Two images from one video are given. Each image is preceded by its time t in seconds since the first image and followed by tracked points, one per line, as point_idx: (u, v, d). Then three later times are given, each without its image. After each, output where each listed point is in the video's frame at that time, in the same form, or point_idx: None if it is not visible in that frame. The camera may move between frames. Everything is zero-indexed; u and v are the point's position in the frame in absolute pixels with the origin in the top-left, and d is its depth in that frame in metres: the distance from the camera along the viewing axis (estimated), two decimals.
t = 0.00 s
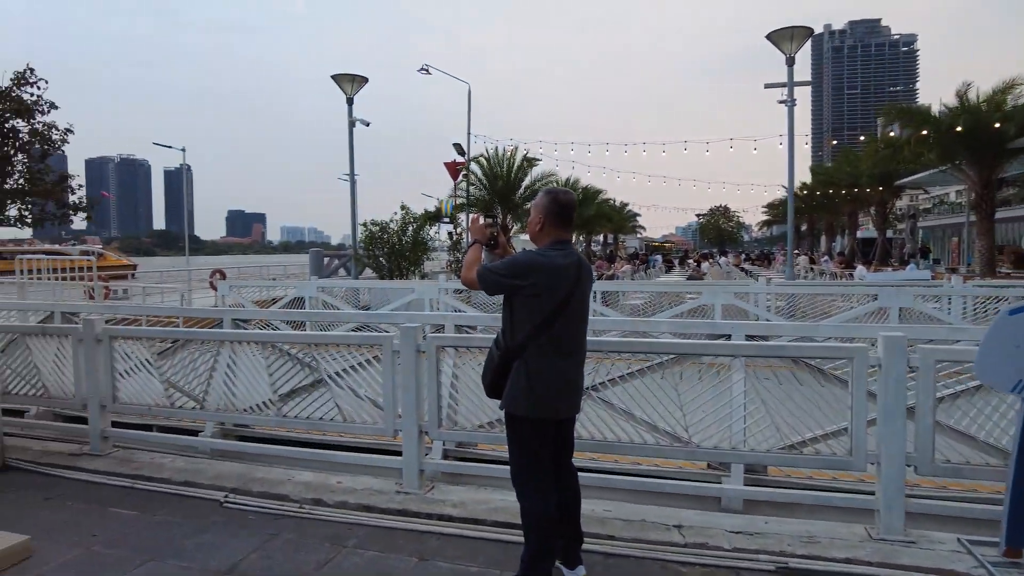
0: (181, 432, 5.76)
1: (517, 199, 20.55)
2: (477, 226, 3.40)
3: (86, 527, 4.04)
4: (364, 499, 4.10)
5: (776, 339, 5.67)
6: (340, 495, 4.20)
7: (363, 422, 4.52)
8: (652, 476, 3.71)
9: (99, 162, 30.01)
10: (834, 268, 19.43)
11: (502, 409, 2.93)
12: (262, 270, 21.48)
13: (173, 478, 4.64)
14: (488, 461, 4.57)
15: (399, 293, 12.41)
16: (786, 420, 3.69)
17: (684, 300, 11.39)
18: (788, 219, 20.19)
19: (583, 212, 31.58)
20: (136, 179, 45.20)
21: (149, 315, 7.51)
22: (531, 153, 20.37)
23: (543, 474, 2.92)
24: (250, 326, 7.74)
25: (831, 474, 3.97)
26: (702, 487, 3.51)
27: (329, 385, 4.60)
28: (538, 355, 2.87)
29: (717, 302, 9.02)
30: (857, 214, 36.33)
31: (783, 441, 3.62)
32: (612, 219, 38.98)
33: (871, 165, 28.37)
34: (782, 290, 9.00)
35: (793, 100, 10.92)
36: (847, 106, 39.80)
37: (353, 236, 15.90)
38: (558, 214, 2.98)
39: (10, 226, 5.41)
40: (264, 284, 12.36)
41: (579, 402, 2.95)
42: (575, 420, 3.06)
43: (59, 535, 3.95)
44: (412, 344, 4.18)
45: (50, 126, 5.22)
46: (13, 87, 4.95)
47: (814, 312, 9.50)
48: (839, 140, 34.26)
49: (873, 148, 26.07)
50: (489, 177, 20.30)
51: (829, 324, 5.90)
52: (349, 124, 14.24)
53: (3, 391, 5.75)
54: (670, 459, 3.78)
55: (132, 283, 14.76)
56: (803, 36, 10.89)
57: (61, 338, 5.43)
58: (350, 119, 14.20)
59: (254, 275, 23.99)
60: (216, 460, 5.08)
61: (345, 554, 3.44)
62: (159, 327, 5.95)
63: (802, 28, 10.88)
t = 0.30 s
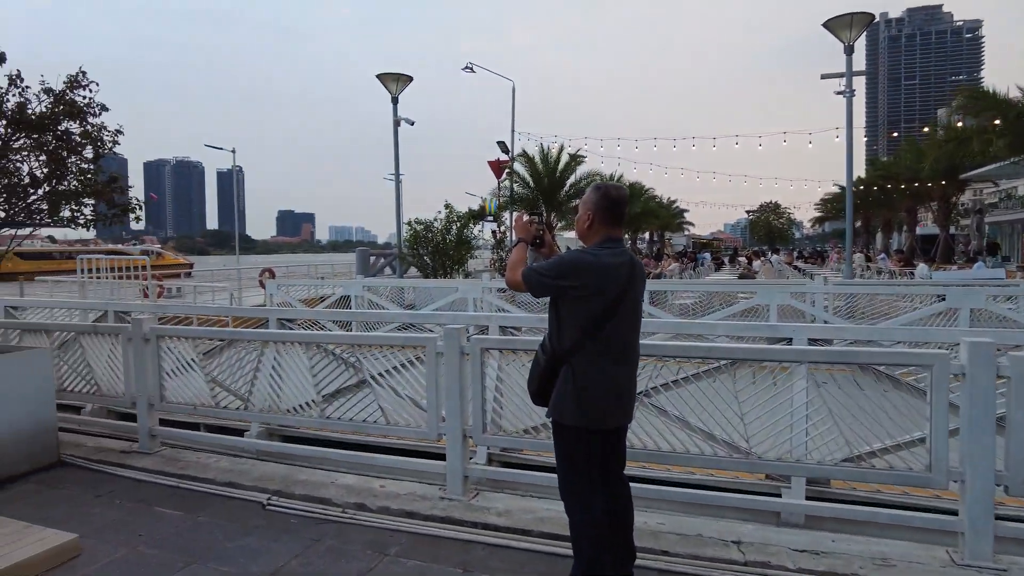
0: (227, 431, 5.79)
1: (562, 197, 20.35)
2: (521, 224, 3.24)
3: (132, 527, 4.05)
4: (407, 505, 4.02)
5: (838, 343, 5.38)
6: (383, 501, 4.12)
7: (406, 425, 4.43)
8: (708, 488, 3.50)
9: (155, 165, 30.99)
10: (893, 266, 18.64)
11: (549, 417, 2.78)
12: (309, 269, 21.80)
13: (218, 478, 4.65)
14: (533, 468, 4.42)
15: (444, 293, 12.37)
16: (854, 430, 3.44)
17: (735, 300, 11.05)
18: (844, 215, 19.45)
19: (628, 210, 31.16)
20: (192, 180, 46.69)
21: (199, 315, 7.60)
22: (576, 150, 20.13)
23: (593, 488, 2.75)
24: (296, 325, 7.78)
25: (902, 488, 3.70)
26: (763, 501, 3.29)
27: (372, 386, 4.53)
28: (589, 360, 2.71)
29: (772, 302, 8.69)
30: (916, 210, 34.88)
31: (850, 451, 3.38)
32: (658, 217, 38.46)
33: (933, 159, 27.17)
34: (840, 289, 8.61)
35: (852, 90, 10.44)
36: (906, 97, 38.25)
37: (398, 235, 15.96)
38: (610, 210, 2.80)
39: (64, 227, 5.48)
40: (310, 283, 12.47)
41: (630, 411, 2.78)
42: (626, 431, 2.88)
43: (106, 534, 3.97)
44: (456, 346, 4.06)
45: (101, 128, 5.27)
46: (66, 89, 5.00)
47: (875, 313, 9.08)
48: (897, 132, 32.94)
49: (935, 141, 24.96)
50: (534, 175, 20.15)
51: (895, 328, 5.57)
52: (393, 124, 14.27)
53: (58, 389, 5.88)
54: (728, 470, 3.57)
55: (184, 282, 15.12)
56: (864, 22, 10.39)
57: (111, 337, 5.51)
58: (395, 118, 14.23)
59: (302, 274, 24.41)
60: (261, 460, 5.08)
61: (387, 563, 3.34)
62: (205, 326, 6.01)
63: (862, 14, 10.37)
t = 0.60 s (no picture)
0: (273, 430, 5.81)
1: (611, 194, 20.04)
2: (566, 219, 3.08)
3: (177, 525, 4.07)
4: (449, 510, 3.92)
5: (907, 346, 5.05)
6: (424, 504, 4.04)
7: (448, 428, 4.32)
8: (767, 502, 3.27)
9: (214, 167, 31.96)
10: (964, 264, 17.69)
11: (596, 424, 2.63)
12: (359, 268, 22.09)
13: (262, 478, 4.65)
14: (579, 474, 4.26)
15: (491, 291, 12.30)
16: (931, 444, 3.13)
17: (793, 299, 10.62)
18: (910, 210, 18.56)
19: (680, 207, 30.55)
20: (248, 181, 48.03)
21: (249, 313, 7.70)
22: (625, 146, 19.79)
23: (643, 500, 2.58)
24: (343, 323, 7.80)
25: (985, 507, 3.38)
26: (828, 517, 3.05)
27: (415, 387, 4.44)
28: (638, 364, 2.54)
29: (833, 302, 8.28)
30: (987, 205, 33.10)
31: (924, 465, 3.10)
32: (710, 214, 37.63)
33: (1007, 150, 25.72)
34: (908, 288, 8.14)
35: (921, 77, 9.88)
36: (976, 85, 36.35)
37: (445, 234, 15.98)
38: (660, 203, 2.61)
39: (118, 228, 5.58)
40: (359, 281, 12.59)
41: (684, 419, 2.58)
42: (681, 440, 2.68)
43: (153, 532, 3.99)
44: (499, 348, 3.94)
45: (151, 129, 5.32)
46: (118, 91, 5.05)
47: (946, 314, 8.55)
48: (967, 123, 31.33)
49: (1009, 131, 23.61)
50: (582, 171, 19.89)
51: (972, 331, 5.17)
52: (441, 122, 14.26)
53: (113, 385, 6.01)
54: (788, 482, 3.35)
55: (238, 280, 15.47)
56: (933, 5, 9.81)
57: (161, 335, 5.60)
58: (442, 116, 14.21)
59: (353, 273, 24.76)
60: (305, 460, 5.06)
61: (427, 571, 3.24)
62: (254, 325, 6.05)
63: None
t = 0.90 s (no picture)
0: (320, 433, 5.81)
1: (666, 192, 19.60)
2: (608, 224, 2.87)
3: (221, 529, 4.07)
4: (490, 523, 3.79)
5: (987, 357, 4.65)
6: (466, 516, 3.92)
7: (490, 438, 4.18)
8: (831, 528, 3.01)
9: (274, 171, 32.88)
10: None
11: (640, 443, 2.47)
12: (412, 269, 22.27)
13: (306, 484, 4.63)
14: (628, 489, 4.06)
15: (541, 293, 12.15)
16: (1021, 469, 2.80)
17: (858, 302, 10.08)
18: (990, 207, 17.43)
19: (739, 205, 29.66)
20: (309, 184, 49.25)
21: (299, 315, 7.77)
22: (681, 143, 19.30)
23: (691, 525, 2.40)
24: (391, 327, 7.79)
25: None
26: (902, 549, 2.77)
27: (458, 394, 4.33)
28: (688, 379, 2.34)
29: (903, 306, 7.78)
30: None
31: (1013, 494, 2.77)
32: (772, 212, 36.42)
33: None
34: (989, 291, 7.57)
35: (1003, 63, 9.19)
36: None
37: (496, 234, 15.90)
38: (713, 203, 2.40)
39: (172, 234, 5.67)
40: (410, 283, 12.62)
41: (735, 438, 2.40)
42: (732, 460, 2.48)
43: (197, 535, 4.00)
44: (541, 356, 3.77)
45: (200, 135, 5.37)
46: (169, 99, 5.12)
47: None
48: None
49: None
50: (636, 170, 19.51)
51: None
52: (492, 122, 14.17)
53: (167, 387, 6.13)
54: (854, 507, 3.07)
55: (293, 281, 15.76)
56: None
57: (212, 339, 5.66)
58: (493, 116, 14.12)
59: (406, 274, 25.01)
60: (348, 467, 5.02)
61: None
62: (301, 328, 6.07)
63: None
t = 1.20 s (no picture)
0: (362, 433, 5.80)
1: (716, 190, 19.11)
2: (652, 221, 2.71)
3: (261, 529, 4.06)
4: (529, 532, 3.67)
5: None
6: (505, 523, 3.81)
7: (530, 443, 4.07)
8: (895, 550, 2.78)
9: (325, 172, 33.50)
10: None
11: (686, 454, 2.34)
12: (458, 269, 22.35)
13: (345, 484, 4.60)
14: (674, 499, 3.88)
15: (586, 293, 11.97)
16: None
17: (922, 304, 9.57)
18: None
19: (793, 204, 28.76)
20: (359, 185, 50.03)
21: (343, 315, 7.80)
22: (733, 140, 18.79)
23: (738, 544, 2.26)
24: (433, 327, 7.75)
25: None
26: None
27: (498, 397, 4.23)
28: (737, 389, 2.19)
29: (973, 310, 7.31)
30: None
31: None
32: (828, 210, 35.22)
33: None
34: None
35: None
36: None
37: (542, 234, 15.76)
38: (765, 198, 2.22)
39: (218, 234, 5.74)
40: (454, 283, 12.59)
41: (788, 452, 2.24)
42: (787, 475, 2.32)
43: (237, 534, 4.00)
44: (583, 360, 3.63)
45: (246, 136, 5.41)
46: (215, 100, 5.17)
47: None
48: None
49: None
50: (686, 168, 19.09)
51: None
52: (538, 120, 14.04)
53: (215, 386, 6.22)
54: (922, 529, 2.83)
55: (341, 281, 15.95)
56: None
57: (257, 338, 5.71)
58: (538, 115, 13.99)
59: (452, 274, 25.12)
60: (388, 468, 4.98)
61: None
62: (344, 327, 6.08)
63: None
